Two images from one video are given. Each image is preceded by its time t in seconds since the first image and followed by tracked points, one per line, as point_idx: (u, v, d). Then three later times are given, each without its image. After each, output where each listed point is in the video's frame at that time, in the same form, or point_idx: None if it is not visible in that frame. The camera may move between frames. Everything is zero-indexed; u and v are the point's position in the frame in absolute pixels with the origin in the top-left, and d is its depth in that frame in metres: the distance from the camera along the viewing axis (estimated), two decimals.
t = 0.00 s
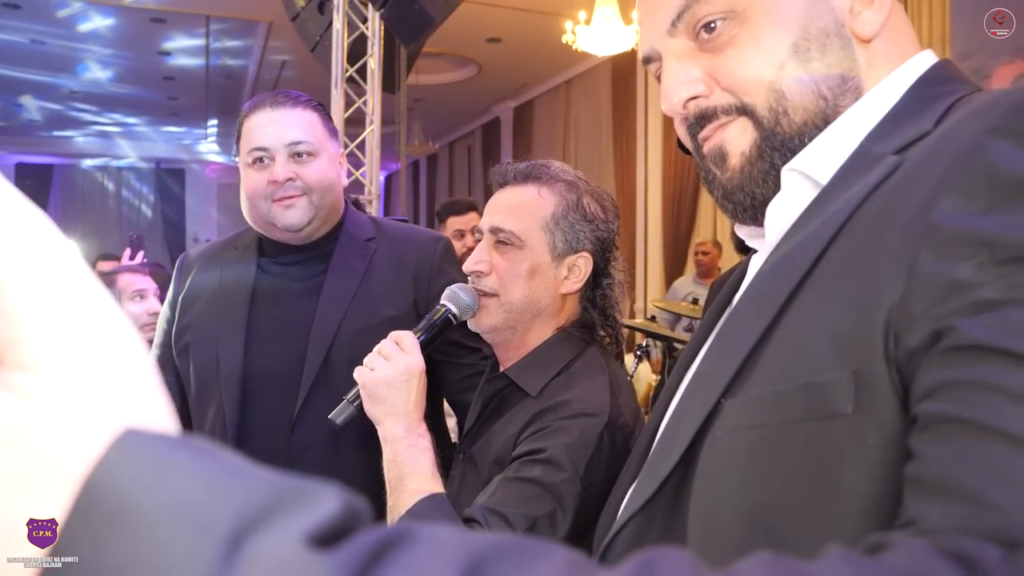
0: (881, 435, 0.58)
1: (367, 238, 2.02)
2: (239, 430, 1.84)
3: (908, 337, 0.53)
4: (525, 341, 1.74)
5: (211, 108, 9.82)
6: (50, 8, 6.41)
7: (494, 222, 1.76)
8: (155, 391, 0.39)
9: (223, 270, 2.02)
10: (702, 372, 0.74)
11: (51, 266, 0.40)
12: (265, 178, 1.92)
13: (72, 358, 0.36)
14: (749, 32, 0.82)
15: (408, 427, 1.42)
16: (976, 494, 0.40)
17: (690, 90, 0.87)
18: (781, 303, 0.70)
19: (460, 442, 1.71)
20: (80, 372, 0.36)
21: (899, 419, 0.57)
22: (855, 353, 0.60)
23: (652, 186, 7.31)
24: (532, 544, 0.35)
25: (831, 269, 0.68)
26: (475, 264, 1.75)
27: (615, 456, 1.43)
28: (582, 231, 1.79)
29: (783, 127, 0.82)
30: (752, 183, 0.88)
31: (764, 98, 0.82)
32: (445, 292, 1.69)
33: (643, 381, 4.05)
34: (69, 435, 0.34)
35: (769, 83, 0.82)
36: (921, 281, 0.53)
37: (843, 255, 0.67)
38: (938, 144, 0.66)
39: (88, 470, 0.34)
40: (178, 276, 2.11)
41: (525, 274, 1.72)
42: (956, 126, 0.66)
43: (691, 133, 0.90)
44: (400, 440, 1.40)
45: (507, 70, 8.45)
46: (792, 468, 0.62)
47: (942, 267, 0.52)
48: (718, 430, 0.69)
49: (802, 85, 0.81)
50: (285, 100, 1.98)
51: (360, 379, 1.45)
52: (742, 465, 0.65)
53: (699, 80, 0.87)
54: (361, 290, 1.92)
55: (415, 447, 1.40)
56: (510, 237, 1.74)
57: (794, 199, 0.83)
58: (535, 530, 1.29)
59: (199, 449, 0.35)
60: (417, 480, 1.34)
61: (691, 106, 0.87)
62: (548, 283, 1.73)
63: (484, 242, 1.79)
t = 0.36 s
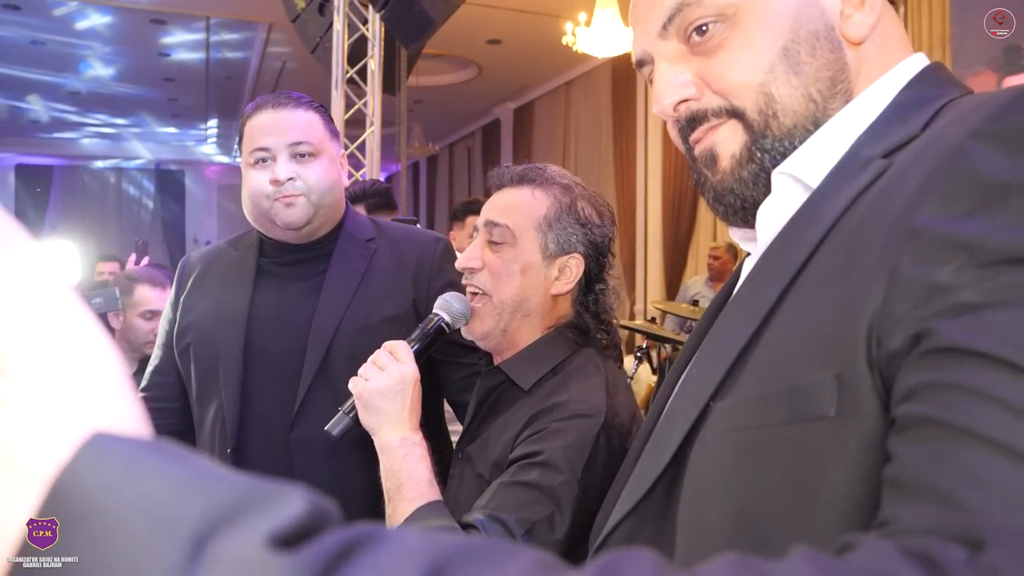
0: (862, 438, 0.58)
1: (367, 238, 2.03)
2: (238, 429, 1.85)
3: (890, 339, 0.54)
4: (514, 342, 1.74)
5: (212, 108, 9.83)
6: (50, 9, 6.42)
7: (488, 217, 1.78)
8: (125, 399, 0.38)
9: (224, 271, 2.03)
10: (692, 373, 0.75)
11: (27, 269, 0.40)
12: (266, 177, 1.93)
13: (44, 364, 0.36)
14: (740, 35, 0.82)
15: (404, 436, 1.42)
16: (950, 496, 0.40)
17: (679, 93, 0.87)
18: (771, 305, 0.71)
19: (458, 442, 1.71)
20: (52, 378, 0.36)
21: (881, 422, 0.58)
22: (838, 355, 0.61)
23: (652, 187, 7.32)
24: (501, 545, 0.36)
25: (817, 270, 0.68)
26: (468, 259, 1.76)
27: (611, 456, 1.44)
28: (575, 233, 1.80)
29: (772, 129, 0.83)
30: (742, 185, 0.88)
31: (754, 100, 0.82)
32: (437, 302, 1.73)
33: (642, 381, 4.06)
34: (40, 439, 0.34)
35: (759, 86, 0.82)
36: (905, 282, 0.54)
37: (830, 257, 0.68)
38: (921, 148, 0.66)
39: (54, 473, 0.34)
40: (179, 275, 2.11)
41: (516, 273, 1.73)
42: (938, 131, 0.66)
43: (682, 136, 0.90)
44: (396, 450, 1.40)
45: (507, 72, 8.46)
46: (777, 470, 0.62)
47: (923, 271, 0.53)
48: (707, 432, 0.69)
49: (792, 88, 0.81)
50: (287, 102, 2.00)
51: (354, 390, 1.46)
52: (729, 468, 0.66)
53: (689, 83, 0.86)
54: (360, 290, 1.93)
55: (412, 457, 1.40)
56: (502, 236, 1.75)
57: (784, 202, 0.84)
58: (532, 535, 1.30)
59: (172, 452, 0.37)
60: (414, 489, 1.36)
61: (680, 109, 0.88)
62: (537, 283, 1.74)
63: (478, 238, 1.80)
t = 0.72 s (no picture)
0: (846, 439, 0.59)
1: (366, 238, 2.03)
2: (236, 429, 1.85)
3: (870, 341, 0.55)
4: (512, 336, 1.76)
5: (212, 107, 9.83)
6: (51, 10, 6.45)
7: (495, 210, 1.80)
8: (99, 385, 0.38)
9: (223, 271, 2.03)
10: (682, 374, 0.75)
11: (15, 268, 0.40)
12: (266, 178, 1.94)
13: (22, 372, 0.36)
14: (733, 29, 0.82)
15: (393, 414, 1.42)
16: (920, 494, 0.40)
17: (671, 86, 0.87)
18: (760, 307, 0.71)
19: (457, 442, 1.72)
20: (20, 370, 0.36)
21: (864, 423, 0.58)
22: (822, 356, 0.61)
23: (651, 188, 7.32)
24: (469, 542, 0.37)
25: (804, 272, 0.69)
26: (470, 251, 1.78)
27: (604, 451, 1.44)
28: (578, 233, 1.80)
29: (761, 125, 0.83)
30: (731, 180, 0.89)
31: (745, 95, 0.83)
32: (436, 285, 1.71)
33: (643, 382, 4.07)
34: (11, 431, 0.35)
35: (750, 82, 0.82)
36: (888, 285, 0.54)
37: (817, 260, 0.68)
38: (907, 151, 0.67)
39: (31, 463, 0.35)
40: (179, 275, 2.12)
41: (516, 267, 1.73)
42: (924, 133, 0.67)
43: (673, 127, 0.91)
44: (384, 428, 1.41)
45: (506, 72, 8.47)
46: (764, 472, 0.63)
47: (905, 272, 0.53)
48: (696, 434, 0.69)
49: (783, 84, 0.82)
50: (285, 102, 2.01)
51: (348, 367, 1.46)
52: (717, 468, 0.66)
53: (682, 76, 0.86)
54: (358, 290, 1.93)
55: (400, 436, 1.40)
56: (505, 230, 1.77)
57: (776, 203, 0.85)
58: (517, 519, 1.29)
59: (144, 448, 0.37)
60: (400, 467, 1.35)
61: (673, 101, 0.88)
62: (536, 280, 1.74)
63: (483, 232, 1.82)
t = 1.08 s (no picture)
0: (847, 434, 0.59)
1: (369, 238, 2.04)
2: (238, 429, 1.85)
3: (871, 338, 0.55)
4: (515, 336, 1.76)
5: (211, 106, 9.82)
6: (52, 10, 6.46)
7: (502, 209, 1.81)
8: (108, 369, 0.38)
9: (225, 271, 2.04)
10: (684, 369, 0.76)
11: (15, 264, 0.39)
12: (272, 180, 1.95)
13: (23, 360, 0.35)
14: (752, 14, 0.83)
15: (394, 413, 1.43)
16: (917, 487, 0.41)
17: (683, 65, 0.88)
18: (763, 307, 0.71)
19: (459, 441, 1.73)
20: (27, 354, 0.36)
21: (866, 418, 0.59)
22: (825, 353, 0.62)
23: (651, 187, 7.32)
24: (474, 529, 0.37)
25: (807, 272, 0.69)
26: (478, 249, 1.78)
27: (608, 451, 1.44)
28: (586, 234, 1.81)
29: (768, 115, 0.84)
30: (730, 165, 0.89)
31: (756, 82, 0.83)
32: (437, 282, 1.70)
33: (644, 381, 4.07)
34: (16, 417, 0.34)
35: (762, 69, 0.83)
36: (891, 284, 0.55)
37: (820, 259, 0.69)
38: (908, 152, 0.67)
39: (43, 446, 0.34)
40: (180, 275, 2.13)
41: (525, 269, 1.74)
42: (925, 136, 0.67)
43: (681, 108, 0.90)
44: (386, 427, 1.41)
45: (506, 72, 8.48)
46: (766, 467, 0.63)
47: (907, 271, 0.53)
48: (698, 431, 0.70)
49: (795, 74, 0.82)
50: (291, 103, 2.01)
51: (348, 365, 1.46)
52: (718, 464, 0.67)
53: (695, 57, 0.87)
54: (361, 290, 1.94)
55: (402, 435, 1.41)
56: (515, 228, 1.77)
57: (781, 202, 0.85)
58: (522, 522, 1.30)
59: (148, 430, 0.37)
60: (402, 466, 1.36)
61: (683, 81, 0.88)
62: (546, 279, 1.75)
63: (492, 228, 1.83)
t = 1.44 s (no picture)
0: (855, 430, 0.59)
1: (369, 240, 2.03)
2: (238, 430, 1.85)
3: (886, 335, 0.54)
4: (514, 334, 1.77)
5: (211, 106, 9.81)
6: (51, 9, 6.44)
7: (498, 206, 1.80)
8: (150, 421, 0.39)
9: (223, 271, 2.03)
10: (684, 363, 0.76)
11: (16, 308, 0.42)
12: (287, 188, 1.95)
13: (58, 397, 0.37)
14: (745, 26, 0.82)
15: (394, 408, 1.43)
16: (962, 480, 0.41)
17: (679, 75, 0.87)
18: (763, 301, 0.71)
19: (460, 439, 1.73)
20: (79, 421, 0.37)
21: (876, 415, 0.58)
22: (831, 347, 0.62)
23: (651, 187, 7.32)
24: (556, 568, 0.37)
25: (809, 269, 0.69)
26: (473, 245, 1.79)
27: (605, 445, 1.44)
28: (581, 229, 1.80)
29: (762, 125, 0.84)
30: (724, 173, 0.89)
31: (748, 94, 0.83)
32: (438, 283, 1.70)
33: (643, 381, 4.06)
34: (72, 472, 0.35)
35: (755, 82, 0.82)
36: (901, 284, 0.54)
37: (823, 255, 0.68)
38: (911, 151, 0.67)
39: (109, 511, 0.35)
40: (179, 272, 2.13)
41: (518, 264, 1.74)
42: (928, 135, 0.67)
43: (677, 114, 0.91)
44: (385, 422, 1.41)
45: (506, 71, 8.48)
46: (769, 459, 0.63)
47: (918, 269, 0.53)
48: (701, 422, 0.70)
49: (785, 88, 0.82)
50: (301, 109, 2.01)
51: (349, 361, 1.46)
52: (721, 455, 0.67)
53: (690, 66, 0.87)
54: (362, 290, 1.93)
55: (401, 430, 1.41)
56: (509, 226, 1.77)
57: (775, 202, 0.85)
58: (517, 512, 1.30)
59: (211, 483, 0.38)
60: (400, 460, 1.36)
61: (678, 90, 0.88)
62: (537, 274, 1.74)
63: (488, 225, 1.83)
